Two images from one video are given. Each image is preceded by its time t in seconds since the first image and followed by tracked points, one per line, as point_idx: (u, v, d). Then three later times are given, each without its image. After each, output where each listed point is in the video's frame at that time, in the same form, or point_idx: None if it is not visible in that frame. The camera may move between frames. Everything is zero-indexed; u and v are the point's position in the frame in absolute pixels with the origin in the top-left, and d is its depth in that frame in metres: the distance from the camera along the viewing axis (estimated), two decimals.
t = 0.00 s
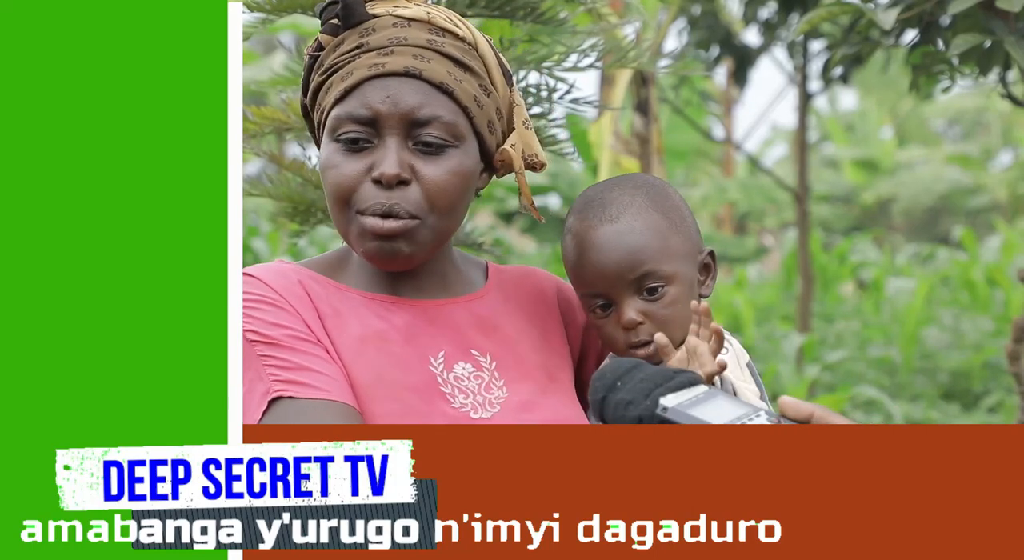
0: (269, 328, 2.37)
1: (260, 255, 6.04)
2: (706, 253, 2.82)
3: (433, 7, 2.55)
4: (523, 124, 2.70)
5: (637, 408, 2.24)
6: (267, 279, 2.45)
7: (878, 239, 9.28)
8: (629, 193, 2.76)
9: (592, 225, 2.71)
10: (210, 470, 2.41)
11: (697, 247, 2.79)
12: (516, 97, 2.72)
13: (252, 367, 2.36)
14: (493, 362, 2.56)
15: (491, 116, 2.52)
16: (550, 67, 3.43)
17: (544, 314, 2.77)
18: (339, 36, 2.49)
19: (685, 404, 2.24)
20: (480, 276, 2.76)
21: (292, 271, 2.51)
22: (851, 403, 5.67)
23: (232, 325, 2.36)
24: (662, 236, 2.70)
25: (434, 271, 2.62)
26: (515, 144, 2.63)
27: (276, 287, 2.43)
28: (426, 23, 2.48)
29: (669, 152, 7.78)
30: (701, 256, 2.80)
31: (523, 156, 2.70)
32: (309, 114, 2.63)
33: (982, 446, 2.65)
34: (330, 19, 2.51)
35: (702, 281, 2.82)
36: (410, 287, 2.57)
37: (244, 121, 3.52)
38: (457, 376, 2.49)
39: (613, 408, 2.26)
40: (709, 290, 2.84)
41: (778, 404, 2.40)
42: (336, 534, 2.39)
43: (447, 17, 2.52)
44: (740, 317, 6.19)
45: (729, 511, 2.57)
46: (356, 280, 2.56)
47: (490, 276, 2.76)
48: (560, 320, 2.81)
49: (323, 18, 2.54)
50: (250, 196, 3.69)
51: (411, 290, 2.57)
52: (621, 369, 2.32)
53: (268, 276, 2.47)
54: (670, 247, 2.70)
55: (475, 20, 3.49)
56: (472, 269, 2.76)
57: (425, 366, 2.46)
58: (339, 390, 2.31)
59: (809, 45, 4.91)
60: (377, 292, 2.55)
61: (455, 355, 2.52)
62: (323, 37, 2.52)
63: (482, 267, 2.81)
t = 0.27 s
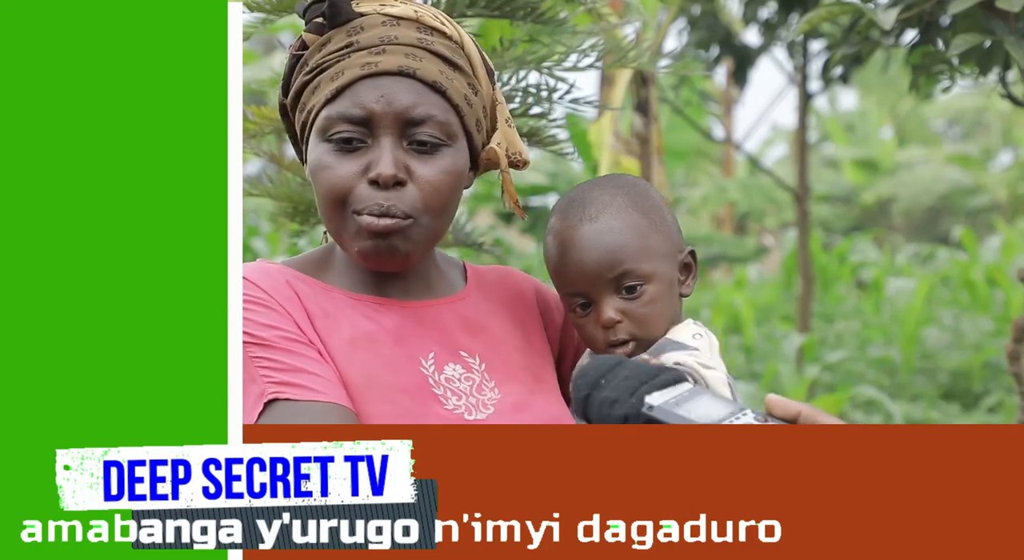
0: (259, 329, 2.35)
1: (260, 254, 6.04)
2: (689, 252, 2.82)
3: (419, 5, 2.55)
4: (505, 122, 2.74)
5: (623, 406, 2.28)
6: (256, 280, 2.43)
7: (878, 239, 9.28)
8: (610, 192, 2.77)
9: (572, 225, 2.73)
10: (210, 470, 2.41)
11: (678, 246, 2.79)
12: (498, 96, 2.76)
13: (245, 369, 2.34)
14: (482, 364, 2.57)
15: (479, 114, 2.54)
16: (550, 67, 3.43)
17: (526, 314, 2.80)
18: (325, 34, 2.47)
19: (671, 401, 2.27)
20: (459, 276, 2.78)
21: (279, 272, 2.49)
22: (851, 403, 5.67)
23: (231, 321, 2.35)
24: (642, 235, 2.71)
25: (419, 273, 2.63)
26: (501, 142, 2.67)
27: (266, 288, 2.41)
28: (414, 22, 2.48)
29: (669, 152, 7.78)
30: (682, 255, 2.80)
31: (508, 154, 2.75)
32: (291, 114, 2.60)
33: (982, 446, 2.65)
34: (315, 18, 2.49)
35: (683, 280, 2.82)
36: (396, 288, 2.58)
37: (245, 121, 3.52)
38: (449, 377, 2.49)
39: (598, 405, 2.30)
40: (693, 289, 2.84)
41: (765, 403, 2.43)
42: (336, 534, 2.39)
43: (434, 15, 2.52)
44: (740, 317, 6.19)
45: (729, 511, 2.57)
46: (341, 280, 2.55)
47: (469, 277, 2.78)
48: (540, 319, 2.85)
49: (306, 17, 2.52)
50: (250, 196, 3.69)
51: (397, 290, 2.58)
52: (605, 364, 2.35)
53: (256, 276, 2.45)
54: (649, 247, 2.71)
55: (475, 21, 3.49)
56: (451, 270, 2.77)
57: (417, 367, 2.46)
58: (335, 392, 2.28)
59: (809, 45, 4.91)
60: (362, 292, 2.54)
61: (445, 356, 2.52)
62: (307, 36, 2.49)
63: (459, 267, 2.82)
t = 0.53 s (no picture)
0: (261, 330, 2.31)
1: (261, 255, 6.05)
2: (642, 251, 2.87)
3: (402, 4, 2.54)
4: (491, 122, 2.72)
5: (603, 404, 2.23)
6: (255, 280, 2.39)
7: (878, 239, 9.28)
8: (562, 193, 2.79)
9: (528, 226, 2.74)
10: (210, 470, 2.41)
11: (629, 245, 2.82)
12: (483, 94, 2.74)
13: (249, 370, 2.29)
14: (474, 364, 2.59)
15: (463, 115, 2.53)
16: (550, 67, 3.43)
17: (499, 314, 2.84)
18: (308, 35, 2.46)
19: (653, 400, 2.23)
20: (436, 279, 2.79)
21: (270, 273, 2.45)
22: (851, 403, 5.67)
23: (232, 322, 2.32)
24: (595, 235, 2.73)
25: (403, 275, 2.65)
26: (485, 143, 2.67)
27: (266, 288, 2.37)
28: (398, 22, 2.47)
29: (669, 152, 7.79)
30: (635, 254, 2.84)
31: (493, 155, 2.73)
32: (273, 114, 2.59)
33: (982, 446, 2.65)
34: (298, 18, 2.49)
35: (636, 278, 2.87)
36: (383, 290, 2.58)
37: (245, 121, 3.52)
38: (445, 377, 2.50)
39: (578, 401, 2.26)
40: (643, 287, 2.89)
41: (747, 402, 2.40)
42: (336, 534, 2.39)
43: (417, 16, 2.51)
44: (741, 317, 6.20)
45: (729, 511, 2.57)
46: (325, 282, 2.54)
47: (446, 280, 2.80)
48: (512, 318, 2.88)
49: (289, 16, 2.52)
50: (250, 196, 3.69)
51: (384, 293, 2.58)
52: (584, 361, 2.33)
53: (251, 276, 2.40)
54: (604, 246, 2.74)
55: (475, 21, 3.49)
56: (426, 270, 2.79)
57: (413, 369, 2.46)
58: (344, 391, 2.26)
59: (809, 45, 4.91)
60: (353, 294, 2.54)
61: (439, 357, 2.53)
62: (290, 36, 2.48)
63: (433, 271, 2.82)
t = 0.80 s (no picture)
0: (259, 335, 2.29)
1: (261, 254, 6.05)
2: (611, 246, 2.90)
3: (391, 3, 2.54)
4: (474, 117, 2.73)
5: (605, 401, 2.22)
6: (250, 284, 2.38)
7: (878, 239, 9.29)
8: (530, 191, 2.82)
9: (498, 225, 2.76)
10: (210, 470, 2.41)
11: (600, 241, 2.85)
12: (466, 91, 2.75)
13: (248, 377, 2.27)
14: (468, 365, 2.59)
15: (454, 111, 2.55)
16: (550, 67, 3.43)
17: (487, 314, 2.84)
18: (298, 34, 2.44)
19: (653, 397, 2.24)
20: (422, 279, 2.77)
21: (263, 278, 2.45)
22: (851, 403, 5.67)
23: (231, 328, 2.31)
24: (565, 230, 2.76)
25: (393, 276, 2.65)
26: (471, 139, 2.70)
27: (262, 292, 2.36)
28: (389, 20, 2.47)
29: (669, 152, 7.79)
30: (604, 249, 2.87)
31: (478, 150, 2.75)
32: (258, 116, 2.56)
33: (982, 446, 2.65)
34: (287, 17, 2.45)
35: (609, 274, 2.89)
36: (374, 290, 2.58)
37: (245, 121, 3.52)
38: (440, 378, 2.50)
39: (578, 398, 2.23)
40: (616, 282, 2.91)
41: (748, 400, 2.59)
42: (336, 534, 2.39)
43: (406, 14, 2.51)
44: (741, 317, 6.20)
45: (729, 511, 2.57)
46: (314, 282, 2.54)
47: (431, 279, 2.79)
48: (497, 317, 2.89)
49: (277, 16, 2.48)
50: (250, 196, 3.69)
51: (375, 293, 2.58)
52: (586, 358, 2.30)
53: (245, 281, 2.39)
54: (573, 240, 2.76)
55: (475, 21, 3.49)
56: (412, 271, 2.78)
57: (409, 370, 2.46)
58: (346, 395, 2.26)
59: (809, 45, 4.91)
60: (344, 294, 2.54)
61: (433, 358, 2.53)
62: (279, 36, 2.45)
63: (418, 270, 2.81)
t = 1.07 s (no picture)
0: (258, 335, 2.29)
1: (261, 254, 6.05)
2: (624, 249, 2.91)
3: (390, 2, 2.54)
4: (474, 116, 2.73)
5: (608, 401, 2.21)
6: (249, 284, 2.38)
7: (878, 239, 9.29)
8: (550, 190, 2.81)
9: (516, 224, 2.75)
10: (210, 470, 2.41)
11: (616, 245, 2.85)
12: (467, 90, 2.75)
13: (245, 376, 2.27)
14: (467, 366, 2.59)
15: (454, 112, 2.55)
16: (550, 67, 3.43)
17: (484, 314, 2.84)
18: (296, 35, 2.44)
19: (656, 397, 2.22)
20: (423, 280, 2.78)
21: (262, 277, 2.45)
22: (851, 403, 5.67)
23: (231, 328, 2.30)
24: (584, 233, 2.76)
25: (393, 275, 2.65)
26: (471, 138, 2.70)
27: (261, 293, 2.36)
28: (389, 20, 2.47)
29: (670, 152, 7.78)
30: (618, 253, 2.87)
31: (477, 148, 2.75)
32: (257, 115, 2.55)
33: (982, 446, 2.65)
34: (286, 17, 2.45)
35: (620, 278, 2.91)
36: (373, 290, 2.59)
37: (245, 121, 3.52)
38: (437, 379, 2.50)
39: (583, 397, 2.22)
40: (626, 285, 2.93)
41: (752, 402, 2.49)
42: (336, 534, 2.40)
43: (406, 14, 2.52)
44: (741, 317, 6.20)
45: (729, 511, 2.57)
46: (314, 283, 2.54)
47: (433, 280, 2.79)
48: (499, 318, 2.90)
49: (276, 17, 2.48)
50: (250, 196, 3.69)
51: (374, 293, 2.59)
52: (591, 358, 2.29)
53: (244, 280, 2.39)
54: (591, 243, 2.76)
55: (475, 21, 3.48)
56: (413, 270, 2.78)
57: (407, 370, 2.46)
58: (343, 396, 2.26)
59: (809, 45, 4.91)
60: (343, 294, 2.54)
61: (431, 358, 2.53)
62: (279, 37, 2.45)
63: (419, 271, 2.81)
